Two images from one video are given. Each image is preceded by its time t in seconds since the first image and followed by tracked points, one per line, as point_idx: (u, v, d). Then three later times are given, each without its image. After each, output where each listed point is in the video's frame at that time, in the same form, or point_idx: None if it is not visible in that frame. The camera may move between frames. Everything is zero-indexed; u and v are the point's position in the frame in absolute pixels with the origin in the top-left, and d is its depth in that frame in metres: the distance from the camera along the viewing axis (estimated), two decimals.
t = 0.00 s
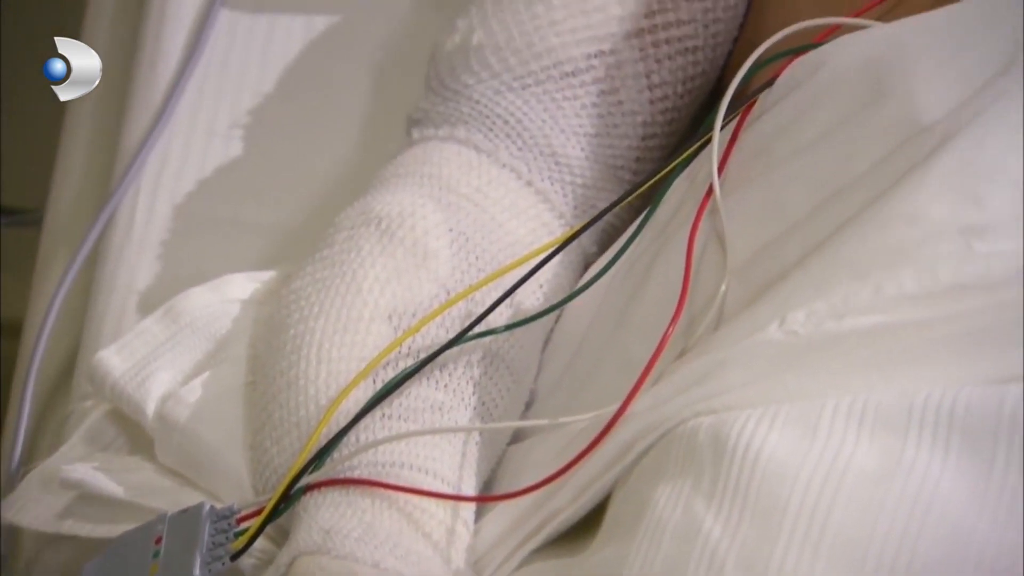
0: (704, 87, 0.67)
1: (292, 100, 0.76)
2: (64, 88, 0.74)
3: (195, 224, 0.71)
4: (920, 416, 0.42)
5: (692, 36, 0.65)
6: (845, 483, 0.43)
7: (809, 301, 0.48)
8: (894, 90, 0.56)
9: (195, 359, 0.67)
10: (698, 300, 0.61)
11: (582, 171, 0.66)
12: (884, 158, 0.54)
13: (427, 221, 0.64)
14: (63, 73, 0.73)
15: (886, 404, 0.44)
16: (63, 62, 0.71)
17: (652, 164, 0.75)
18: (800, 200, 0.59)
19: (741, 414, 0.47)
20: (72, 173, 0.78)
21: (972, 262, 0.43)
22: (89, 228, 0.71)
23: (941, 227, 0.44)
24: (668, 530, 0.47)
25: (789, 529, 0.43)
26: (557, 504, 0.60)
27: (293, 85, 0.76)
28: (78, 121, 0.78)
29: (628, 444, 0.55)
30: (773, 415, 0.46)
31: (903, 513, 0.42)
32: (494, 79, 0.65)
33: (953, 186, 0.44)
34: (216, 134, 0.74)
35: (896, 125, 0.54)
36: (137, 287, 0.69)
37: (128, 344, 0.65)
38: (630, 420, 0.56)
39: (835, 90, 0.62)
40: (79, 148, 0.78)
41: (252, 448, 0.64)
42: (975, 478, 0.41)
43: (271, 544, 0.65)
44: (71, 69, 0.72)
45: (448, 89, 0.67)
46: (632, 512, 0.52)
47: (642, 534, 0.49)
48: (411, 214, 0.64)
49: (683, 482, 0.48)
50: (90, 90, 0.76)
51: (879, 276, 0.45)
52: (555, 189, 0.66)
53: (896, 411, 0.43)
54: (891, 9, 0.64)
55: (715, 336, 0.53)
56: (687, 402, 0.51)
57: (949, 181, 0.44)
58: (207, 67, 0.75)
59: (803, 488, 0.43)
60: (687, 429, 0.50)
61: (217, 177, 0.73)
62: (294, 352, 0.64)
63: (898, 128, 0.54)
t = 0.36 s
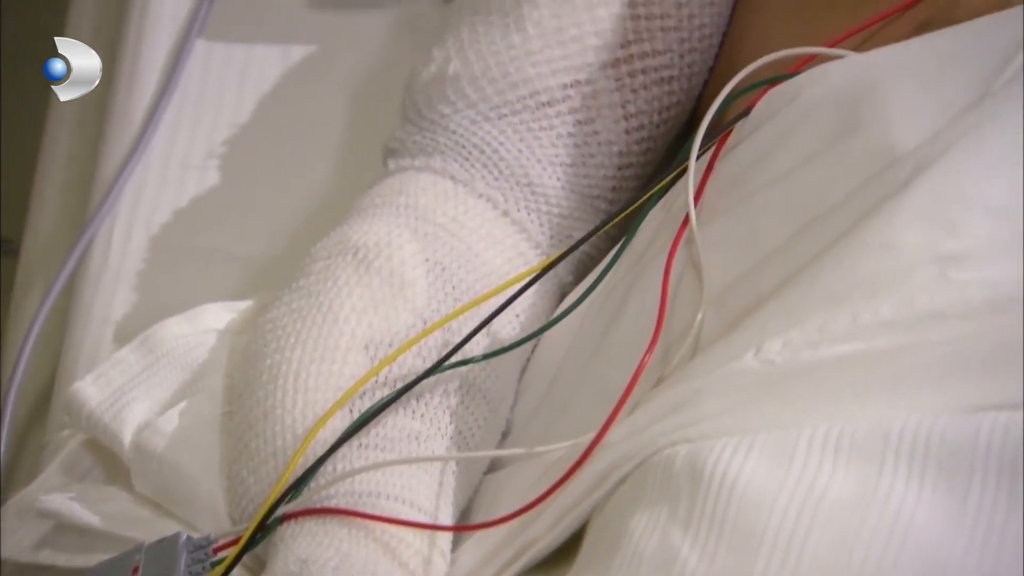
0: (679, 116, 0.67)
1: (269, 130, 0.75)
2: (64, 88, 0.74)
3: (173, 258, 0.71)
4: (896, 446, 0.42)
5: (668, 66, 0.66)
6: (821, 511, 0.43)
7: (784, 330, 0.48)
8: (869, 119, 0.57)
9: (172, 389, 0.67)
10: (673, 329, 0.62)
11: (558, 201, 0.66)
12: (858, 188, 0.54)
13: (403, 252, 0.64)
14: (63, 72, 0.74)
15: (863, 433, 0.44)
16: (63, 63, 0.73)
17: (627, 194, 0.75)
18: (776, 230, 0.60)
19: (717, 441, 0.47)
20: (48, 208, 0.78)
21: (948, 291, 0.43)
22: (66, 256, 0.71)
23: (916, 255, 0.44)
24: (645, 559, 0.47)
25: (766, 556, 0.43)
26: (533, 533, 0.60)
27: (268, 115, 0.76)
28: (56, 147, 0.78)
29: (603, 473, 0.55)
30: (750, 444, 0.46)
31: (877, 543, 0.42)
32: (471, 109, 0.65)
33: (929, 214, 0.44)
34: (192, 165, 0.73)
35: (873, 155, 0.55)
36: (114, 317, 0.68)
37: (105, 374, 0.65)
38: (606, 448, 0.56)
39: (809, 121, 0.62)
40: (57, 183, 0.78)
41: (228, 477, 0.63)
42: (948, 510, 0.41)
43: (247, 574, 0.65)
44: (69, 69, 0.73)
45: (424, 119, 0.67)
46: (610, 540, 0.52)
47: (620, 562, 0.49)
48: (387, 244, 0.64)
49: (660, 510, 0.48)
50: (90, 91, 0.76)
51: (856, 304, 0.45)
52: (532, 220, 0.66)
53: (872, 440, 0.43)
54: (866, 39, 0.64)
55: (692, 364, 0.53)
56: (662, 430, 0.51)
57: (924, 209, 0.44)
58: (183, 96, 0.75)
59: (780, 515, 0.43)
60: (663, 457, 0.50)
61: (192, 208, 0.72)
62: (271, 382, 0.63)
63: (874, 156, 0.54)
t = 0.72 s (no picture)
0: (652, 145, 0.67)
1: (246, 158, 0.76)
2: (63, 89, 0.67)
3: (147, 286, 0.71)
4: (869, 475, 0.44)
5: (640, 95, 0.66)
6: (794, 538, 0.44)
7: (756, 359, 0.48)
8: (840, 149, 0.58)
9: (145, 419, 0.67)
10: (647, 357, 0.63)
11: (531, 231, 0.66)
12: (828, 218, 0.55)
13: (376, 281, 0.64)
14: (61, 72, 0.66)
15: (834, 463, 0.45)
16: (63, 62, 0.66)
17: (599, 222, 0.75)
18: (747, 260, 0.60)
19: (689, 471, 0.48)
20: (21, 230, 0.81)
21: (918, 320, 0.44)
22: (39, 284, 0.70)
23: (889, 283, 0.45)
24: None
25: None
26: (506, 563, 0.60)
27: (247, 141, 0.76)
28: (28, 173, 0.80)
29: (576, 501, 0.56)
30: (722, 472, 0.47)
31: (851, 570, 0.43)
32: (443, 138, 0.65)
33: (901, 242, 0.45)
34: (165, 196, 0.73)
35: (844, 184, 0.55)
36: (87, 347, 0.68)
37: (77, 404, 0.65)
38: (579, 477, 0.56)
39: (779, 152, 0.62)
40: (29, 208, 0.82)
41: (201, 509, 0.63)
42: (917, 537, 0.43)
43: None
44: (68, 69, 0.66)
45: (397, 149, 0.67)
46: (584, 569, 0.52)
47: None
48: (360, 274, 0.64)
49: (632, 539, 0.49)
50: (91, 92, 0.69)
51: (827, 332, 0.46)
52: (505, 249, 0.66)
53: (843, 471, 0.45)
54: (838, 69, 0.64)
55: (664, 393, 0.53)
56: (635, 459, 0.52)
57: (896, 238, 0.45)
58: (156, 124, 0.75)
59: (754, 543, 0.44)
60: (635, 486, 0.51)
61: (165, 237, 0.72)
62: (244, 412, 0.62)
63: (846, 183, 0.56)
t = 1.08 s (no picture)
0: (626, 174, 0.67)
1: (225, 182, 0.77)
2: (64, 89, 0.65)
3: (126, 313, 0.71)
4: (844, 501, 0.44)
5: (615, 125, 0.66)
6: (769, 568, 0.43)
7: (730, 388, 0.49)
8: (814, 179, 0.58)
9: (120, 449, 0.67)
10: (622, 385, 0.62)
11: (506, 260, 0.66)
12: (807, 245, 0.56)
13: (351, 311, 0.63)
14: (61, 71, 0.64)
15: (809, 490, 0.45)
16: (63, 61, 0.63)
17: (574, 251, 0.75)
18: (722, 288, 0.60)
19: (664, 500, 0.48)
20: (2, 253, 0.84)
21: (892, 348, 0.46)
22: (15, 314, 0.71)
23: (863, 313, 0.47)
24: None
25: None
26: None
27: (226, 166, 0.77)
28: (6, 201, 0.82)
29: (552, 530, 0.55)
30: (697, 501, 0.47)
31: None
32: (418, 168, 0.66)
33: (874, 273, 0.47)
34: (141, 225, 0.74)
35: (817, 215, 0.56)
36: (62, 378, 0.68)
37: (53, 435, 0.66)
38: (555, 505, 0.56)
39: (752, 181, 0.62)
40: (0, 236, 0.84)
41: (177, 538, 0.62)
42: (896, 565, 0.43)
43: None
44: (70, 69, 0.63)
45: (372, 179, 0.67)
46: None
47: None
48: (335, 303, 0.64)
49: (608, 569, 0.49)
50: (91, 92, 0.67)
51: (802, 362, 0.48)
52: (479, 278, 0.66)
53: (819, 498, 0.45)
54: (813, 97, 0.64)
55: (639, 423, 0.54)
56: (611, 488, 0.52)
57: (869, 270, 0.47)
58: (131, 151, 0.75)
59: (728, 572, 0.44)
60: (611, 515, 0.51)
61: (140, 268, 0.72)
62: (220, 442, 0.62)
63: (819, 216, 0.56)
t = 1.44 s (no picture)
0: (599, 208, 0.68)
1: (195, 218, 0.76)
2: (64, 88, 0.69)
3: (98, 351, 0.71)
4: (817, 531, 0.45)
5: (588, 159, 0.67)
6: None
7: (704, 421, 0.50)
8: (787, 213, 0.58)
9: (93, 484, 0.66)
10: (594, 420, 0.62)
11: (479, 294, 0.66)
12: (779, 278, 0.56)
13: (324, 344, 0.63)
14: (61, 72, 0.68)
15: (781, 523, 0.46)
16: (65, 62, 0.68)
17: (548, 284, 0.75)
18: (694, 322, 0.60)
19: (639, 532, 0.48)
20: None
21: (865, 380, 0.47)
22: None
23: (834, 345, 0.47)
24: None
25: None
26: None
27: (196, 201, 0.76)
28: None
29: (529, 560, 0.55)
30: (670, 534, 0.47)
31: None
32: (391, 202, 0.66)
33: (845, 304, 0.48)
34: (114, 259, 0.73)
35: (789, 249, 0.57)
36: (35, 411, 0.68)
37: (27, 469, 0.66)
38: (528, 539, 0.55)
39: (724, 215, 0.63)
40: (15, 232, 0.95)
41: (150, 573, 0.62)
42: None
43: None
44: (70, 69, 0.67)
45: (345, 213, 0.67)
46: None
47: None
48: (308, 337, 0.63)
49: None
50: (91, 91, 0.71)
51: (775, 396, 0.48)
52: (452, 312, 0.66)
53: (791, 530, 0.46)
54: (792, 126, 0.64)
55: (612, 455, 0.54)
56: (584, 520, 0.52)
57: (839, 301, 0.48)
58: (106, 183, 0.75)
59: None
60: (584, 548, 0.50)
61: (113, 302, 0.72)
62: (193, 476, 0.61)
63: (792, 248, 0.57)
